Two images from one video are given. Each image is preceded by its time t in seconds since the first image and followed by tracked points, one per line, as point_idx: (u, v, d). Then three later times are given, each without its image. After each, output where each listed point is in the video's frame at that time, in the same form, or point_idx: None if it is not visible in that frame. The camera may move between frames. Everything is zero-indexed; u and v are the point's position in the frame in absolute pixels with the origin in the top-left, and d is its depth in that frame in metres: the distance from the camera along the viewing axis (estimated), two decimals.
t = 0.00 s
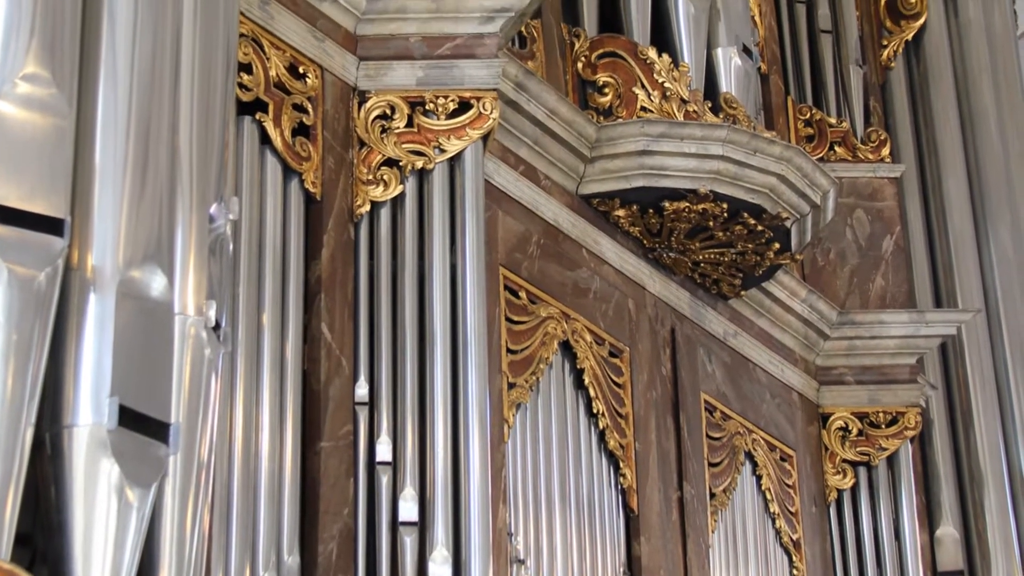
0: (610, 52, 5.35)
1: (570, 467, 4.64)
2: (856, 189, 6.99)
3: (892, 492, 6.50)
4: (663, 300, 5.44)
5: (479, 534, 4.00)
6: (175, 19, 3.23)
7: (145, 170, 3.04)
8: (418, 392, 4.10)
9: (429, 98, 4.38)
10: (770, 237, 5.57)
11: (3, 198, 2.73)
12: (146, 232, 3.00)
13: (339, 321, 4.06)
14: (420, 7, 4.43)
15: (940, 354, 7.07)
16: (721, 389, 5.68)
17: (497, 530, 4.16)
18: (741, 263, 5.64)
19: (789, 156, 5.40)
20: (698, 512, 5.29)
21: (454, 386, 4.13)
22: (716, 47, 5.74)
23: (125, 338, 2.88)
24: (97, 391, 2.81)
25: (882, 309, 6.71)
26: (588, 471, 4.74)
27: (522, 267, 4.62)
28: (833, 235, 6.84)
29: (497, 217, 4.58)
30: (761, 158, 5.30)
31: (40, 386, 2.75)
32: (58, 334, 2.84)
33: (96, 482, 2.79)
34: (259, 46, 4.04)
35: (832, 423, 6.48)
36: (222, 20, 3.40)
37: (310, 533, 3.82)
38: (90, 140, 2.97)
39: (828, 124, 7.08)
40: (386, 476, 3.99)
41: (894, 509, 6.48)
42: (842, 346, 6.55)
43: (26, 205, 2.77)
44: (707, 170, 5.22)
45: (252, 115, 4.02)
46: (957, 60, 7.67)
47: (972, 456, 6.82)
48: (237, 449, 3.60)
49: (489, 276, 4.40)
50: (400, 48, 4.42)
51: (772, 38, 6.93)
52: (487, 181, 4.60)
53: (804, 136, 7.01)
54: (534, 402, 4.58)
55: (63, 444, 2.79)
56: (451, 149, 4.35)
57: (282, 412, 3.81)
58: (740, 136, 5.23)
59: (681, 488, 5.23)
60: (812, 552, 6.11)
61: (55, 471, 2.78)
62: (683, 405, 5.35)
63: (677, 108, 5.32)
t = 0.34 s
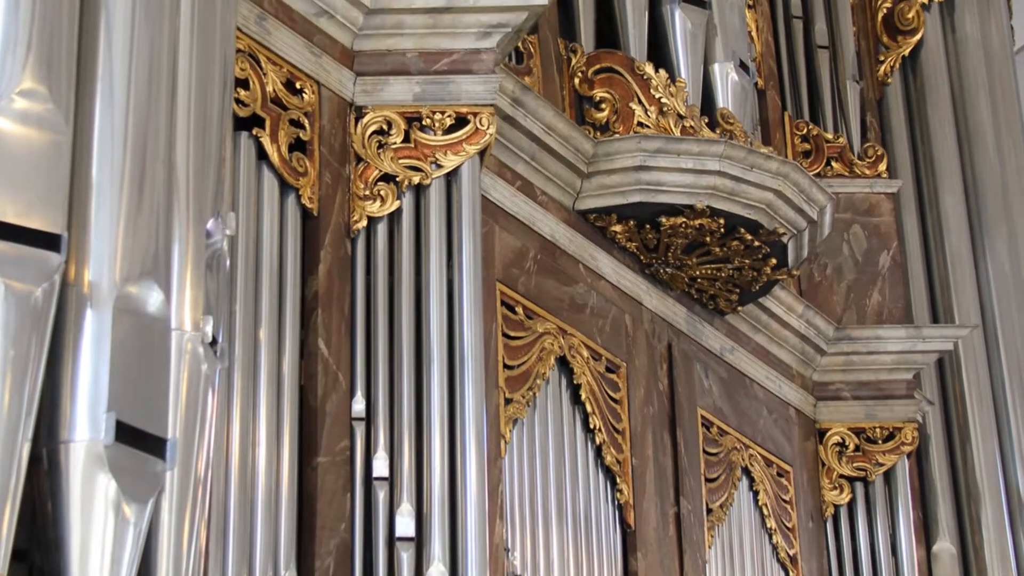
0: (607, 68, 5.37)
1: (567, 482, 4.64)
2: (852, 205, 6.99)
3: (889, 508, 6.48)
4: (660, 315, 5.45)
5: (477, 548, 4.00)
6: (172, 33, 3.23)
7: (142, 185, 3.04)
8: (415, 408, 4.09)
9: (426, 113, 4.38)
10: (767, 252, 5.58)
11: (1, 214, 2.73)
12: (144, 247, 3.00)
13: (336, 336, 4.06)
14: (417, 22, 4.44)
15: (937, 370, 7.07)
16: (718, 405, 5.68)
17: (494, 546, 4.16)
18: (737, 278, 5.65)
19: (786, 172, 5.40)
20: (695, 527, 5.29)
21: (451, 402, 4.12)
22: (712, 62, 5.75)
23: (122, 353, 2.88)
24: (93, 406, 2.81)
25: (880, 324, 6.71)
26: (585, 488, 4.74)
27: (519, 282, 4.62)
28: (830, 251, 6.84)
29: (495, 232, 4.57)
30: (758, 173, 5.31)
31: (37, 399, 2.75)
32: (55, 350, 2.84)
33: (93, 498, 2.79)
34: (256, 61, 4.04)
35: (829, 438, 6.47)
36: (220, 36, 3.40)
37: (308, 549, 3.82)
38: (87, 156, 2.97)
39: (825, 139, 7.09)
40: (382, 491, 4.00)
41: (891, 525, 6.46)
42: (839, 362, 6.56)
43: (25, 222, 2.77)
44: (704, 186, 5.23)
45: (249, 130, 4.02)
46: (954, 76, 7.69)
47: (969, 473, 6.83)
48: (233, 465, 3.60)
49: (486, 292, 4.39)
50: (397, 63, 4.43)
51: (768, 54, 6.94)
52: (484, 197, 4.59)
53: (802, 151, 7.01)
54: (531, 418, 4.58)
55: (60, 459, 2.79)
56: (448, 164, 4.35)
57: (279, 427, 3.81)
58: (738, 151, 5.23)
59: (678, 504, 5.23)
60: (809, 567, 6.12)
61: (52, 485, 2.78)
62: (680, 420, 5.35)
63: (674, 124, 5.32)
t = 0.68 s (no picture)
0: (603, 85, 5.37)
1: (563, 499, 4.64)
2: (849, 222, 6.99)
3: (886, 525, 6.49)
4: (656, 332, 5.45)
5: (473, 565, 3.99)
6: (168, 48, 3.22)
7: (138, 201, 3.04)
8: (411, 426, 4.09)
9: (422, 130, 4.38)
10: (764, 269, 5.58)
11: None
12: (140, 264, 3.00)
13: (333, 353, 4.06)
14: (413, 39, 4.45)
15: (933, 387, 7.09)
16: (715, 422, 5.67)
17: (491, 563, 4.16)
18: (734, 295, 5.66)
19: (782, 189, 5.41)
20: (691, 544, 5.28)
21: (447, 419, 4.12)
22: (709, 79, 5.75)
23: (118, 371, 2.88)
24: (90, 423, 2.81)
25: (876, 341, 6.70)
26: (581, 505, 4.74)
27: (515, 299, 4.62)
28: (827, 268, 6.83)
29: (491, 250, 4.58)
30: (754, 190, 5.31)
31: (33, 416, 2.75)
32: (51, 367, 2.84)
33: (89, 515, 2.78)
34: (253, 79, 4.05)
35: (825, 455, 6.47)
36: (216, 52, 3.40)
37: (304, 566, 3.81)
38: (83, 173, 2.97)
39: (821, 156, 7.10)
40: (379, 508, 3.99)
41: (888, 541, 6.47)
42: (835, 379, 6.56)
43: (21, 239, 2.77)
44: (700, 204, 5.22)
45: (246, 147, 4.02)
46: (951, 94, 7.71)
47: (966, 491, 6.85)
48: (230, 482, 3.60)
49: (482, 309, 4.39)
50: (393, 80, 4.43)
51: (764, 71, 6.96)
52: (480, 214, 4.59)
53: (798, 168, 7.02)
54: (527, 435, 4.58)
55: (56, 477, 2.78)
56: (445, 182, 4.35)
57: (275, 444, 3.81)
58: (734, 169, 5.24)
59: (674, 521, 5.23)
60: None
61: (48, 503, 2.78)
62: (676, 437, 5.35)
63: (671, 141, 5.33)
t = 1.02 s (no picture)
0: (600, 100, 5.39)
1: (560, 514, 4.64)
2: (845, 237, 6.98)
3: (883, 540, 6.48)
4: (653, 348, 5.45)
5: None
6: (165, 62, 3.22)
7: (135, 217, 3.04)
8: (408, 442, 4.09)
9: (419, 145, 4.39)
10: (761, 285, 5.59)
11: None
12: (136, 279, 3.00)
13: (329, 368, 4.06)
14: (411, 54, 4.46)
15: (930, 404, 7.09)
16: (711, 437, 5.67)
17: None
18: (731, 310, 5.66)
19: (778, 205, 5.42)
20: (688, 560, 5.28)
21: (444, 435, 4.12)
22: (705, 94, 5.75)
23: (115, 386, 2.88)
24: (87, 438, 2.81)
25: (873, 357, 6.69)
26: (578, 521, 4.73)
27: (512, 314, 4.63)
28: (823, 283, 6.83)
29: (488, 265, 4.58)
30: (751, 206, 5.32)
31: (29, 431, 2.75)
32: (48, 383, 2.84)
33: (86, 530, 2.78)
34: (249, 94, 4.05)
35: (822, 471, 6.47)
36: (213, 68, 3.40)
37: None
38: (80, 188, 2.97)
39: (818, 172, 7.08)
40: (376, 523, 3.99)
41: (885, 556, 6.47)
42: (832, 395, 6.55)
43: (17, 254, 2.77)
44: (697, 219, 5.23)
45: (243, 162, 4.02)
46: (949, 110, 7.72)
47: (962, 507, 6.87)
48: (227, 497, 3.61)
49: (480, 324, 4.40)
50: (390, 95, 4.43)
51: (761, 86, 6.96)
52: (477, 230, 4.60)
53: (795, 184, 7.00)
54: (524, 450, 4.58)
55: (53, 492, 2.78)
56: (442, 197, 4.35)
57: (272, 459, 3.81)
58: (730, 184, 5.25)
59: (671, 536, 5.23)
60: None
61: (45, 518, 2.77)
62: (673, 452, 5.35)
63: (667, 156, 5.33)
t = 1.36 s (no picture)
0: (597, 116, 5.39)
1: (557, 529, 4.64)
2: (843, 252, 6.98)
3: (880, 556, 6.49)
4: (650, 363, 5.45)
5: None
6: (161, 78, 3.22)
7: (132, 232, 3.03)
8: (405, 457, 4.09)
9: (416, 161, 4.39)
10: (757, 300, 5.59)
11: None
12: (133, 294, 3.00)
13: (326, 384, 4.06)
14: (408, 70, 4.45)
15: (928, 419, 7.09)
16: (708, 453, 5.67)
17: None
18: (728, 326, 5.66)
19: (776, 220, 5.42)
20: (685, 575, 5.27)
21: (441, 451, 4.12)
22: (702, 110, 5.76)
23: (111, 402, 2.88)
24: (84, 453, 2.81)
25: (870, 373, 6.69)
26: (575, 537, 4.73)
27: (509, 330, 4.63)
28: (820, 299, 6.83)
29: (485, 280, 4.59)
30: (748, 221, 5.33)
31: (26, 447, 2.75)
32: (44, 399, 2.83)
33: (83, 546, 2.78)
34: (246, 109, 4.06)
35: (819, 486, 6.47)
36: (210, 83, 3.40)
37: None
38: (77, 203, 2.96)
39: (815, 187, 7.08)
40: (373, 538, 3.98)
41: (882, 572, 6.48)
42: (829, 410, 6.54)
43: (14, 269, 2.77)
44: (694, 234, 5.24)
45: (239, 178, 4.03)
46: (945, 125, 7.73)
47: (959, 522, 6.86)
48: (224, 513, 3.61)
49: (478, 338, 4.40)
50: (387, 111, 4.44)
51: (758, 102, 6.97)
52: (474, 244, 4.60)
53: (791, 199, 7.02)
54: (520, 465, 4.58)
55: (50, 507, 2.78)
56: (439, 213, 4.35)
57: (269, 475, 3.82)
58: (727, 200, 5.26)
59: (668, 551, 5.23)
60: None
61: (42, 533, 2.77)
62: (670, 467, 5.36)
63: (664, 171, 5.34)
